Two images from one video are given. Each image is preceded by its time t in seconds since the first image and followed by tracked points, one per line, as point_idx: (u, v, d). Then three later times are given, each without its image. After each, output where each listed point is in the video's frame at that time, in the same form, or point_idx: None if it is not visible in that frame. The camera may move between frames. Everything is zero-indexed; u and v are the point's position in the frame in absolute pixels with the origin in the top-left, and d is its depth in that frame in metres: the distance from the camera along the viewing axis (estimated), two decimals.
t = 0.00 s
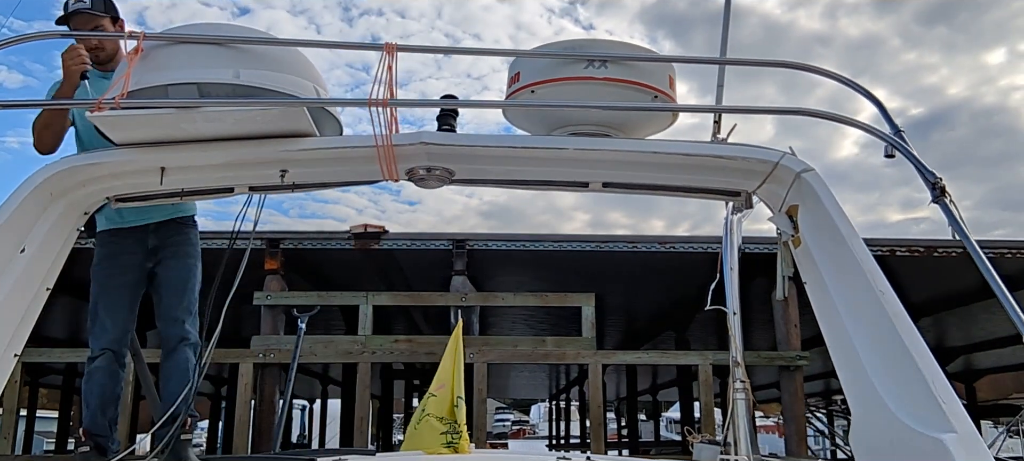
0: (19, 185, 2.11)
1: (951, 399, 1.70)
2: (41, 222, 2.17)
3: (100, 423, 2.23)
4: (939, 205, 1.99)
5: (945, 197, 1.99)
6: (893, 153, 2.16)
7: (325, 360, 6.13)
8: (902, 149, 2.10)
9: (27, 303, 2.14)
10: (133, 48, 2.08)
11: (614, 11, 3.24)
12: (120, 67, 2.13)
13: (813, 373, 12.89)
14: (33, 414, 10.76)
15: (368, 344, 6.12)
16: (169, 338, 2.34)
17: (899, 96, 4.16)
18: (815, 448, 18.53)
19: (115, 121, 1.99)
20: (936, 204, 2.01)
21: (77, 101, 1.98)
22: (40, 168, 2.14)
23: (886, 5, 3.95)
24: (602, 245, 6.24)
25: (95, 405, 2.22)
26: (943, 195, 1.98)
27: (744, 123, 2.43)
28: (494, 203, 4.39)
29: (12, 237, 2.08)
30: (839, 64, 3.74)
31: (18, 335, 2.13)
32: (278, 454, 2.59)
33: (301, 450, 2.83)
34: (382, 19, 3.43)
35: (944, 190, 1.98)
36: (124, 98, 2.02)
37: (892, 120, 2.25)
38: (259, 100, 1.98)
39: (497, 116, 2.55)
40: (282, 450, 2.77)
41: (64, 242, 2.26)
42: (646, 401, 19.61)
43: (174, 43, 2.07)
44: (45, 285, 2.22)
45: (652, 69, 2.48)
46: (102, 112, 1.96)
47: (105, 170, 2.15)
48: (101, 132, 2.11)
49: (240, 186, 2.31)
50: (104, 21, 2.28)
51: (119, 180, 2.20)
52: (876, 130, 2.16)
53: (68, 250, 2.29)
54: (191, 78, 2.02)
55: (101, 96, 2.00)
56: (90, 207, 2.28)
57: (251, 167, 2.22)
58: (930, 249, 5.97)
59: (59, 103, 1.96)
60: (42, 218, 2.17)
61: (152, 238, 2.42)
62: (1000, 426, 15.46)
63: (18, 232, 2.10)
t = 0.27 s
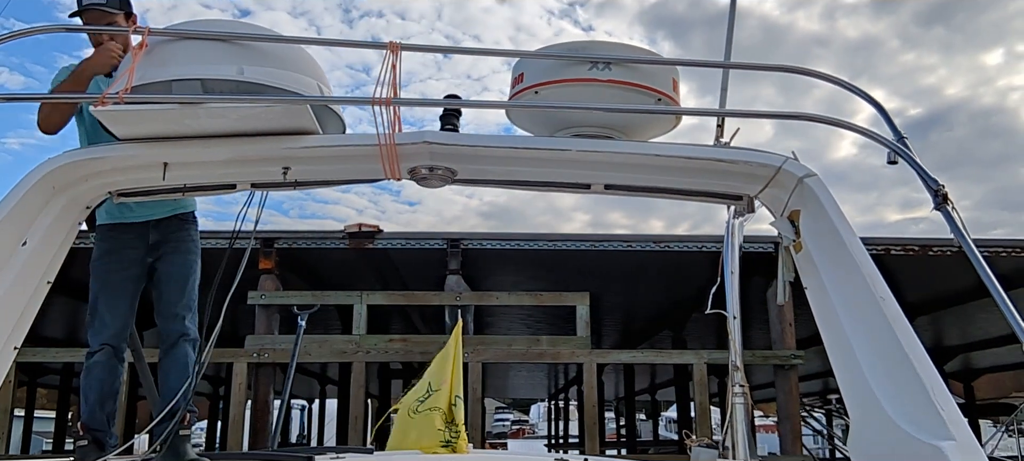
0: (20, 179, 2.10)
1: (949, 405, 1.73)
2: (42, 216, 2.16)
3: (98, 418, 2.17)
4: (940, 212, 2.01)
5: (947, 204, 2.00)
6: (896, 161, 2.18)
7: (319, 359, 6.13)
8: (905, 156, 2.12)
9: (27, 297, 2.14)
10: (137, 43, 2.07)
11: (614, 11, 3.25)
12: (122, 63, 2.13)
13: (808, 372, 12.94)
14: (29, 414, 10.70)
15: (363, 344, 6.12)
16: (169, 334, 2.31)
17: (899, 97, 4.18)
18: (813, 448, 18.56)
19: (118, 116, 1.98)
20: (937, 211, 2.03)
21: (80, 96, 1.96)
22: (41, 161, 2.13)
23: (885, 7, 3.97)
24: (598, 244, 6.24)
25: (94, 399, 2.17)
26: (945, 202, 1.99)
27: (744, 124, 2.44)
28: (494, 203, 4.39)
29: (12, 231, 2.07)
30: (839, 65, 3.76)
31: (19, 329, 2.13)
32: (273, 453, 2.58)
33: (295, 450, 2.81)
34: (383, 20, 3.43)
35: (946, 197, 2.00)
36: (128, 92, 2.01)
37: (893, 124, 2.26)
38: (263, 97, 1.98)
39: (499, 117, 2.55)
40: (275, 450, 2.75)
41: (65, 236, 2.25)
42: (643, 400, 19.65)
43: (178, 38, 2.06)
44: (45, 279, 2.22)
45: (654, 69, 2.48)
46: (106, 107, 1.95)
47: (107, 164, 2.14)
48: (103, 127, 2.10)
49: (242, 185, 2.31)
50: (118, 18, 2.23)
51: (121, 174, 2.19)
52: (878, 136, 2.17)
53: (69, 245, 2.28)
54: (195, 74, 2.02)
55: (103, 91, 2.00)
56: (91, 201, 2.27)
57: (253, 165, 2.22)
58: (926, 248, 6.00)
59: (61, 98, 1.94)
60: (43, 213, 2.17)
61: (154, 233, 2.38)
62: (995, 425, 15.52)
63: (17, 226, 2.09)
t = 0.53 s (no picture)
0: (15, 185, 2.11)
1: (948, 401, 1.71)
2: (38, 221, 2.18)
3: (96, 424, 2.18)
4: (936, 206, 2.00)
5: (942, 198, 1.99)
6: (891, 154, 2.16)
7: (323, 359, 6.14)
8: (900, 150, 2.11)
9: (24, 302, 2.16)
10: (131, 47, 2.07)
11: (613, 13, 3.25)
12: (116, 66, 2.13)
13: (812, 372, 12.89)
14: (32, 413, 10.74)
15: (366, 344, 6.13)
16: (165, 340, 2.33)
17: (899, 97, 4.16)
18: (815, 449, 18.53)
19: (113, 121, 1.99)
20: (933, 205, 2.01)
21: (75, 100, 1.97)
22: (37, 166, 2.14)
23: (885, 7, 3.96)
24: (600, 244, 6.24)
25: (92, 405, 2.18)
26: (940, 196, 1.98)
27: (741, 124, 2.44)
28: (494, 204, 4.40)
29: (8, 237, 2.09)
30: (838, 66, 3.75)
31: (16, 335, 2.15)
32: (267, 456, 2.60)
33: (290, 452, 2.82)
34: (382, 21, 3.43)
35: (941, 191, 1.99)
36: (121, 97, 2.02)
37: (890, 123, 2.25)
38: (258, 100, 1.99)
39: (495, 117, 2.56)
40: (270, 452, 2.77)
41: (61, 241, 2.27)
42: (645, 400, 19.64)
43: (172, 42, 2.07)
44: (42, 284, 2.24)
45: (650, 69, 2.48)
46: (100, 111, 1.96)
47: (102, 169, 2.15)
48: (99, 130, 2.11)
49: (239, 185, 2.32)
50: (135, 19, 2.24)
51: (116, 179, 2.20)
52: (874, 131, 2.16)
53: (65, 248, 2.30)
54: (190, 77, 2.03)
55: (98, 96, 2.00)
56: (87, 206, 2.28)
57: (249, 166, 2.23)
58: (929, 249, 5.98)
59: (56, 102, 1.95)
60: (39, 218, 2.18)
61: (151, 239, 2.39)
62: (999, 427, 15.48)
63: (13, 232, 2.11)
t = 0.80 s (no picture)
0: (16, 179, 2.11)
1: (947, 405, 1.73)
2: (38, 216, 2.17)
3: (95, 418, 2.17)
4: (938, 212, 2.02)
5: (944, 203, 2.00)
6: (893, 161, 2.18)
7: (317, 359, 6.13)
8: (901, 156, 2.13)
9: (24, 295, 2.15)
10: (135, 41, 2.07)
11: (613, 14, 3.26)
12: (120, 61, 2.13)
13: (807, 372, 12.94)
14: (28, 413, 10.69)
15: (361, 343, 6.12)
16: (165, 334, 2.31)
17: (898, 98, 4.18)
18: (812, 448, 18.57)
19: (116, 114, 1.99)
20: (935, 211, 2.03)
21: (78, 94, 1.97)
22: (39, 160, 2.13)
23: (882, 8, 3.98)
24: (597, 243, 6.24)
25: (91, 399, 2.17)
26: (942, 202, 2.00)
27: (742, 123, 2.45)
28: (494, 204, 4.40)
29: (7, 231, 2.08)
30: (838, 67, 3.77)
31: (16, 329, 2.15)
32: (267, 452, 2.58)
33: (290, 448, 2.81)
34: (383, 21, 3.44)
35: (943, 197, 2.00)
36: (125, 91, 2.01)
37: (891, 125, 2.27)
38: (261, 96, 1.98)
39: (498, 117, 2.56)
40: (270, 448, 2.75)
41: (63, 236, 2.26)
42: (643, 400, 19.67)
43: (176, 37, 2.06)
44: (43, 279, 2.23)
45: (652, 68, 2.49)
46: (104, 105, 1.96)
47: (104, 163, 2.14)
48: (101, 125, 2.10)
49: (240, 184, 2.32)
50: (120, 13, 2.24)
51: (119, 174, 2.19)
52: (876, 136, 2.18)
53: (67, 244, 2.29)
54: (193, 72, 2.02)
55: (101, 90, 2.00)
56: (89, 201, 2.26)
57: (251, 164, 2.22)
58: (925, 248, 6.00)
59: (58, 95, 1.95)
60: (40, 213, 2.18)
61: (151, 232, 2.38)
62: (995, 426, 15.52)
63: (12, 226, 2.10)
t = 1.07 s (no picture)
0: (12, 183, 2.12)
1: (945, 400, 1.72)
2: (35, 220, 2.18)
3: (94, 422, 2.16)
4: (935, 206, 1.99)
5: (941, 198, 1.98)
6: (888, 154, 2.17)
7: (322, 358, 6.13)
8: (897, 150, 2.11)
9: (23, 298, 2.16)
10: (128, 45, 2.07)
11: (611, 14, 3.24)
12: (114, 66, 2.13)
13: (811, 372, 12.90)
14: (31, 413, 10.72)
15: (364, 344, 6.13)
16: (162, 338, 2.31)
17: (897, 98, 4.16)
18: (814, 449, 18.52)
19: (111, 119, 1.99)
20: (931, 205, 2.01)
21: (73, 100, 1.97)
22: (35, 164, 2.14)
23: (882, 9, 3.97)
24: (599, 244, 6.23)
25: (89, 403, 2.16)
26: (938, 196, 1.98)
27: (739, 123, 2.44)
28: (492, 205, 4.40)
29: (5, 235, 2.09)
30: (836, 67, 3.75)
31: (13, 333, 2.14)
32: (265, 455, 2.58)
33: (288, 452, 2.80)
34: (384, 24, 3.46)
35: (939, 191, 1.98)
36: (120, 96, 2.01)
37: (887, 122, 2.25)
38: (256, 99, 1.99)
39: (493, 117, 2.56)
40: (268, 452, 2.75)
41: (59, 239, 2.28)
42: (645, 400, 19.65)
43: (170, 40, 2.07)
44: (40, 282, 2.24)
45: (648, 68, 2.48)
46: (98, 110, 1.96)
47: (99, 167, 2.15)
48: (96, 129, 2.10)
49: (237, 184, 2.32)
50: (106, 19, 2.23)
51: (114, 177, 2.20)
52: (872, 131, 2.16)
53: (63, 246, 2.30)
54: (187, 76, 2.02)
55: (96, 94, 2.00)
56: (85, 204, 2.28)
57: (247, 165, 2.23)
58: (927, 249, 5.97)
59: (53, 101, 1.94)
60: (36, 217, 2.19)
61: (147, 237, 2.39)
62: (999, 427, 15.45)
63: (10, 230, 2.11)
